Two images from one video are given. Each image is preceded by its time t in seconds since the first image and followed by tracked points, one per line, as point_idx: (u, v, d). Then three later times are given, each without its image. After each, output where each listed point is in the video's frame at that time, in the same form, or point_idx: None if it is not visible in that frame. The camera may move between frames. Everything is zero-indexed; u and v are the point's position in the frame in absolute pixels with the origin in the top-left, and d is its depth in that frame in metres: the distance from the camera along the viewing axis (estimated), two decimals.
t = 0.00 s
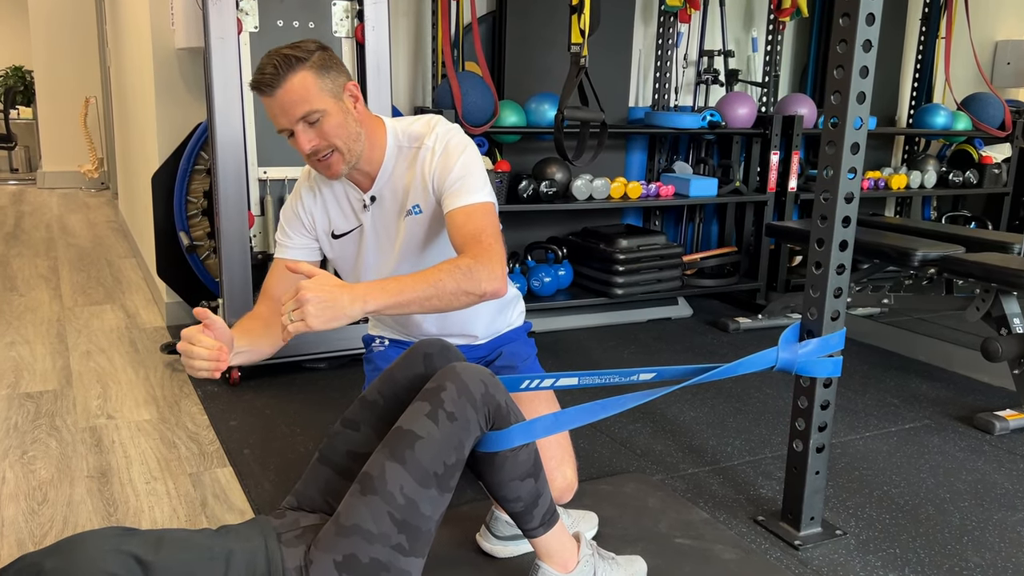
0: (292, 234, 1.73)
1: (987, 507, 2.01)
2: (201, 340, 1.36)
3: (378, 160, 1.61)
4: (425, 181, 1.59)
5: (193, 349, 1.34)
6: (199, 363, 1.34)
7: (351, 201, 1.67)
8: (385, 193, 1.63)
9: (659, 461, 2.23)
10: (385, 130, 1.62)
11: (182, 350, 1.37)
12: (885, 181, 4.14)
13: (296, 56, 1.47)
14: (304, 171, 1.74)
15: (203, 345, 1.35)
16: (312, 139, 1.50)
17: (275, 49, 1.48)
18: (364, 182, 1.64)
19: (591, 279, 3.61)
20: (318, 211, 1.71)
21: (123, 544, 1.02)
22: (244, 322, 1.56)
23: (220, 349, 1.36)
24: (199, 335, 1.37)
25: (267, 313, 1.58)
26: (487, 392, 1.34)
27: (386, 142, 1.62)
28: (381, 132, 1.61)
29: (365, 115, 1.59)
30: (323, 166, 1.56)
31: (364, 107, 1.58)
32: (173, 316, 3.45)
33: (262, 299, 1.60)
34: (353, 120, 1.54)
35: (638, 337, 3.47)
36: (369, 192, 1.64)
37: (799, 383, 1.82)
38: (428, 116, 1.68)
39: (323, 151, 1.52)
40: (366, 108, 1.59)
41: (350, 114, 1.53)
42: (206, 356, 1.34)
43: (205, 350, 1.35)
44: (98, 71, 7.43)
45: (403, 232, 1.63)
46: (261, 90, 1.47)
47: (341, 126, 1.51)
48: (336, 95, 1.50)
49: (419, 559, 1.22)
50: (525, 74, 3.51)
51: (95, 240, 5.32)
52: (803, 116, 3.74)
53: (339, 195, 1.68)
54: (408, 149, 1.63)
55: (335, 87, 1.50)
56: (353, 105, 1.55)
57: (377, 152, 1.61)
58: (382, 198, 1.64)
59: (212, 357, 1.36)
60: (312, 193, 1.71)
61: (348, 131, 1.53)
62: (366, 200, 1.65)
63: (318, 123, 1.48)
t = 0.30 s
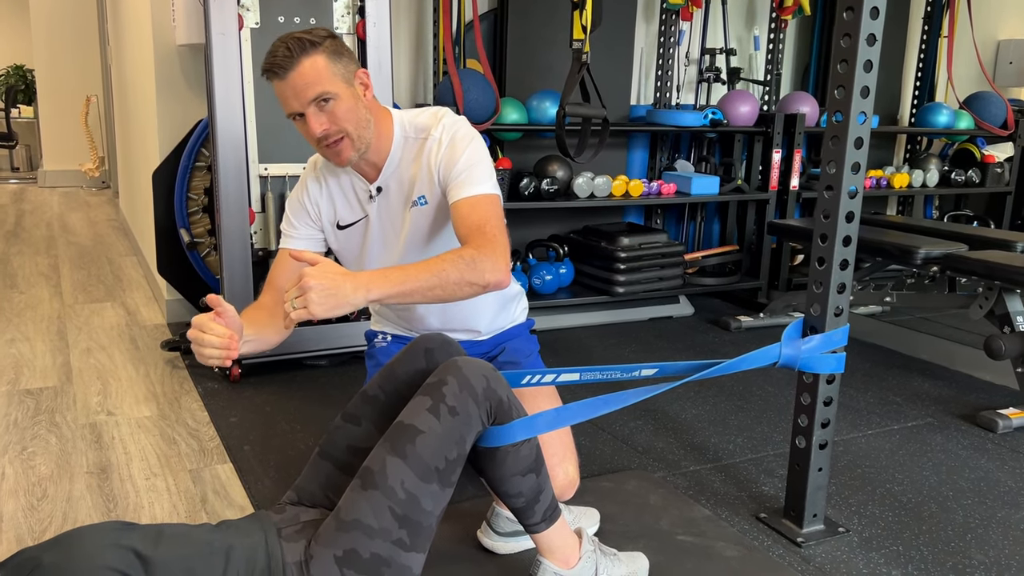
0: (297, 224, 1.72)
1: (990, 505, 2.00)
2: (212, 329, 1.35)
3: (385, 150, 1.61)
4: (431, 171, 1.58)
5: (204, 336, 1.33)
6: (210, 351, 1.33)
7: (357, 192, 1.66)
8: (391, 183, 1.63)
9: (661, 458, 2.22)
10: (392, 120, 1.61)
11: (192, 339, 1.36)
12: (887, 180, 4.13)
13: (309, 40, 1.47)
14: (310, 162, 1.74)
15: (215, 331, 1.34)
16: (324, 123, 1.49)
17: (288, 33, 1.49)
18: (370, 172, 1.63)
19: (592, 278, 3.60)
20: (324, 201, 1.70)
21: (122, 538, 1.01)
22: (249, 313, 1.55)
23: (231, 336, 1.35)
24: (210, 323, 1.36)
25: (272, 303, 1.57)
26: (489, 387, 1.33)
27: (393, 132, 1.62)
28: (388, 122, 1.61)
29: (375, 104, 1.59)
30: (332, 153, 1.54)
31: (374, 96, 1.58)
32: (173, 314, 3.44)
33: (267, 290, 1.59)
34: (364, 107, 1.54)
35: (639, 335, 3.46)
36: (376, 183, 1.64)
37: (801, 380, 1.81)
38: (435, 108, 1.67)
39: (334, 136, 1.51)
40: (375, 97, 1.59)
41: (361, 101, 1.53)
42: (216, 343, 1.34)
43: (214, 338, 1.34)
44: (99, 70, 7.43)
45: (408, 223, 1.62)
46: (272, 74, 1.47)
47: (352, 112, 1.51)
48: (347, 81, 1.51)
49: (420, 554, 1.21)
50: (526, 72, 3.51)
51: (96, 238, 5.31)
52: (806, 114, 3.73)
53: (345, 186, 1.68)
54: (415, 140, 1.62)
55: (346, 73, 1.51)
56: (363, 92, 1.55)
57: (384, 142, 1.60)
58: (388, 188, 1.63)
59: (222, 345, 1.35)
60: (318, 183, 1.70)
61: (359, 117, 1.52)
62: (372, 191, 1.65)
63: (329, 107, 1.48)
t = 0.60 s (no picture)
0: (305, 216, 1.69)
1: (997, 506, 1.99)
2: (222, 317, 1.36)
3: (397, 141, 1.59)
4: (446, 165, 1.57)
5: (213, 324, 1.34)
6: (220, 337, 1.34)
7: (367, 183, 1.66)
8: (404, 176, 1.61)
9: (665, 459, 2.21)
10: (404, 111, 1.60)
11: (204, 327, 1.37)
12: (890, 180, 4.11)
13: (327, 28, 1.47)
14: (320, 154, 1.73)
15: (224, 319, 1.35)
16: (338, 110, 1.48)
17: (305, 21, 1.48)
18: (381, 163, 1.62)
19: (594, 278, 3.59)
20: (334, 193, 1.69)
21: (121, 537, 1.00)
22: (259, 302, 1.55)
23: (241, 326, 1.35)
24: (220, 311, 1.36)
25: (282, 293, 1.57)
26: (492, 385, 1.32)
27: (405, 124, 1.60)
28: (401, 114, 1.59)
29: (389, 95, 1.58)
30: (345, 141, 1.53)
31: (388, 86, 1.57)
32: (173, 313, 3.43)
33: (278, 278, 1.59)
34: (379, 96, 1.53)
35: (641, 335, 3.45)
36: (387, 174, 1.62)
37: (806, 379, 1.80)
38: (447, 101, 1.66)
39: (348, 123, 1.50)
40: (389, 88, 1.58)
41: (376, 91, 1.52)
42: (226, 331, 1.34)
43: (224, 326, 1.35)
44: (100, 71, 7.42)
45: (419, 216, 1.61)
46: (288, 59, 1.46)
47: (366, 100, 1.50)
48: (363, 70, 1.50)
49: (422, 554, 1.20)
50: (528, 71, 3.49)
51: (96, 238, 5.30)
52: (809, 114, 3.72)
53: (356, 178, 1.67)
54: (427, 133, 1.61)
55: (362, 62, 1.50)
56: (378, 82, 1.54)
57: (396, 134, 1.59)
58: (400, 181, 1.62)
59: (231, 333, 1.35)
60: (328, 174, 1.69)
61: (373, 106, 1.51)
62: (383, 182, 1.63)
63: (344, 94, 1.47)
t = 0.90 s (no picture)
0: (320, 207, 1.68)
1: (999, 506, 1.98)
2: (252, 313, 1.36)
3: (416, 132, 1.58)
4: (471, 159, 1.56)
5: (244, 315, 1.35)
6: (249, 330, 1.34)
7: (383, 173, 1.63)
8: (422, 167, 1.60)
9: (666, 459, 2.20)
10: (424, 104, 1.60)
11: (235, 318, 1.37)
12: (891, 181, 4.11)
13: (356, 14, 1.50)
14: (335, 145, 1.71)
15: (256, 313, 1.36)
16: (362, 93, 1.49)
17: (334, 6, 1.50)
18: (397, 153, 1.60)
19: (595, 278, 3.58)
20: (349, 183, 1.67)
21: (120, 537, 0.99)
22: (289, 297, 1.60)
23: (267, 324, 1.35)
24: (252, 307, 1.36)
25: (307, 289, 1.63)
26: (493, 383, 1.31)
27: (424, 116, 1.59)
28: (421, 105, 1.59)
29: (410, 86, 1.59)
30: (364, 127, 1.53)
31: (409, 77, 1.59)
32: (174, 314, 3.42)
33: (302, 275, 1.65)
34: (401, 85, 1.54)
35: (642, 336, 3.44)
36: (404, 164, 1.61)
37: (809, 379, 1.79)
38: (466, 97, 1.66)
39: (370, 107, 1.50)
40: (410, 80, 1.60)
41: (398, 79, 1.54)
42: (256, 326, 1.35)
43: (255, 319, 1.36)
44: (100, 72, 7.43)
45: (437, 208, 1.59)
46: (314, 41, 1.48)
47: (390, 87, 1.51)
48: (387, 56, 1.52)
49: (422, 553, 1.20)
50: (528, 72, 3.49)
51: (96, 239, 5.30)
52: (810, 115, 3.71)
53: (371, 168, 1.65)
54: (447, 126, 1.60)
55: (387, 49, 1.52)
56: (401, 71, 1.56)
57: (416, 125, 1.59)
58: (418, 171, 1.60)
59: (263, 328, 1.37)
60: (344, 164, 1.68)
61: (395, 93, 1.53)
62: (399, 172, 1.61)
63: (369, 78, 1.49)
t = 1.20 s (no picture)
0: (349, 184, 1.69)
1: (999, 503, 1.98)
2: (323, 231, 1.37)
3: (451, 113, 1.61)
4: (507, 143, 1.60)
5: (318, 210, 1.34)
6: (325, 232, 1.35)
7: (413, 152, 1.64)
8: (454, 148, 1.61)
9: (666, 457, 2.20)
10: (460, 88, 1.63)
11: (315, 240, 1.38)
12: (891, 181, 4.11)
13: None
14: (364, 125, 1.73)
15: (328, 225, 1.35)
16: (412, 63, 1.52)
17: None
18: (430, 131, 1.62)
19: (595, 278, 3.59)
20: (377, 161, 1.68)
21: (119, 530, 0.99)
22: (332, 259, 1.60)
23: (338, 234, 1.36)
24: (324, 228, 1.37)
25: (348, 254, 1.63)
26: (493, 377, 1.31)
27: (460, 100, 1.62)
28: (457, 89, 1.62)
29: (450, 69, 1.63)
30: (408, 99, 1.55)
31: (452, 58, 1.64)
32: (173, 313, 3.42)
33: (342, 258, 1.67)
34: (446, 63, 1.59)
35: (642, 335, 3.44)
36: (435, 145, 1.62)
37: (809, 374, 1.79)
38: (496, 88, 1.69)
39: (417, 77, 1.53)
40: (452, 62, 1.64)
41: (444, 57, 1.58)
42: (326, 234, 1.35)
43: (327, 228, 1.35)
44: (100, 74, 7.43)
45: (466, 190, 1.61)
46: (370, 11, 1.53)
47: (437, 62, 1.55)
48: (437, 34, 1.56)
49: (423, 547, 1.20)
50: (528, 71, 3.49)
51: (96, 239, 5.29)
52: (809, 115, 3.71)
53: (401, 147, 1.66)
54: (480, 112, 1.63)
55: (437, 27, 1.57)
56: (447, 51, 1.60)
57: (451, 107, 1.61)
58: (450, 151, 1.61)
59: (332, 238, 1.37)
60: (375, 142, 1.69)
61: (441, 69, 1.57)
62: (429, 153, 1.62)
63: (420, 49, 1.53)
